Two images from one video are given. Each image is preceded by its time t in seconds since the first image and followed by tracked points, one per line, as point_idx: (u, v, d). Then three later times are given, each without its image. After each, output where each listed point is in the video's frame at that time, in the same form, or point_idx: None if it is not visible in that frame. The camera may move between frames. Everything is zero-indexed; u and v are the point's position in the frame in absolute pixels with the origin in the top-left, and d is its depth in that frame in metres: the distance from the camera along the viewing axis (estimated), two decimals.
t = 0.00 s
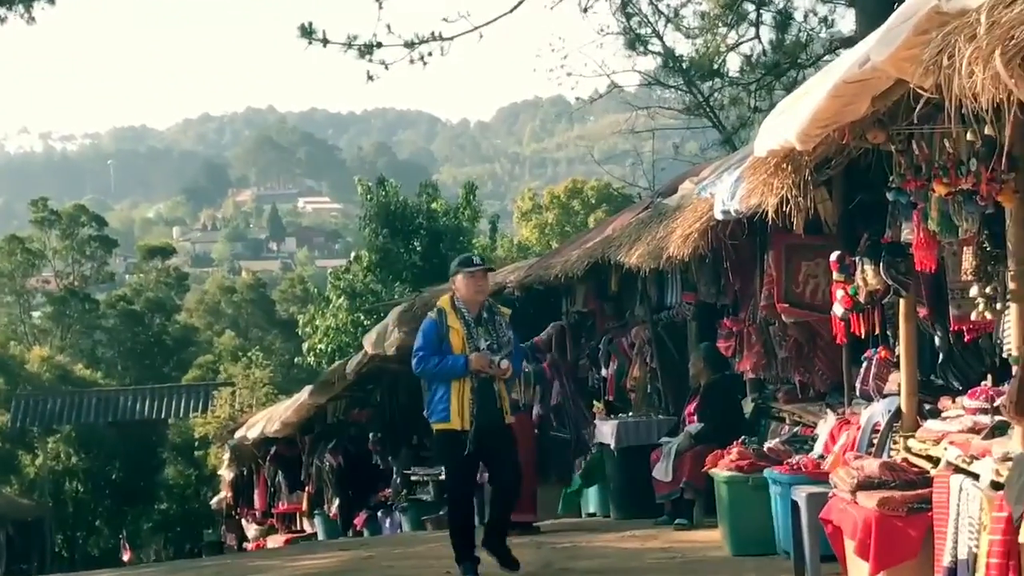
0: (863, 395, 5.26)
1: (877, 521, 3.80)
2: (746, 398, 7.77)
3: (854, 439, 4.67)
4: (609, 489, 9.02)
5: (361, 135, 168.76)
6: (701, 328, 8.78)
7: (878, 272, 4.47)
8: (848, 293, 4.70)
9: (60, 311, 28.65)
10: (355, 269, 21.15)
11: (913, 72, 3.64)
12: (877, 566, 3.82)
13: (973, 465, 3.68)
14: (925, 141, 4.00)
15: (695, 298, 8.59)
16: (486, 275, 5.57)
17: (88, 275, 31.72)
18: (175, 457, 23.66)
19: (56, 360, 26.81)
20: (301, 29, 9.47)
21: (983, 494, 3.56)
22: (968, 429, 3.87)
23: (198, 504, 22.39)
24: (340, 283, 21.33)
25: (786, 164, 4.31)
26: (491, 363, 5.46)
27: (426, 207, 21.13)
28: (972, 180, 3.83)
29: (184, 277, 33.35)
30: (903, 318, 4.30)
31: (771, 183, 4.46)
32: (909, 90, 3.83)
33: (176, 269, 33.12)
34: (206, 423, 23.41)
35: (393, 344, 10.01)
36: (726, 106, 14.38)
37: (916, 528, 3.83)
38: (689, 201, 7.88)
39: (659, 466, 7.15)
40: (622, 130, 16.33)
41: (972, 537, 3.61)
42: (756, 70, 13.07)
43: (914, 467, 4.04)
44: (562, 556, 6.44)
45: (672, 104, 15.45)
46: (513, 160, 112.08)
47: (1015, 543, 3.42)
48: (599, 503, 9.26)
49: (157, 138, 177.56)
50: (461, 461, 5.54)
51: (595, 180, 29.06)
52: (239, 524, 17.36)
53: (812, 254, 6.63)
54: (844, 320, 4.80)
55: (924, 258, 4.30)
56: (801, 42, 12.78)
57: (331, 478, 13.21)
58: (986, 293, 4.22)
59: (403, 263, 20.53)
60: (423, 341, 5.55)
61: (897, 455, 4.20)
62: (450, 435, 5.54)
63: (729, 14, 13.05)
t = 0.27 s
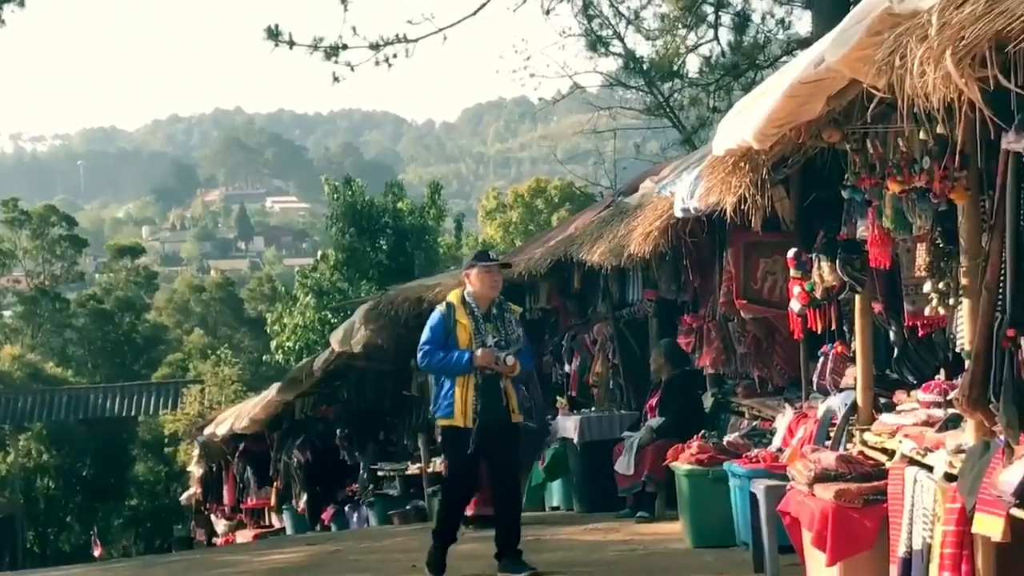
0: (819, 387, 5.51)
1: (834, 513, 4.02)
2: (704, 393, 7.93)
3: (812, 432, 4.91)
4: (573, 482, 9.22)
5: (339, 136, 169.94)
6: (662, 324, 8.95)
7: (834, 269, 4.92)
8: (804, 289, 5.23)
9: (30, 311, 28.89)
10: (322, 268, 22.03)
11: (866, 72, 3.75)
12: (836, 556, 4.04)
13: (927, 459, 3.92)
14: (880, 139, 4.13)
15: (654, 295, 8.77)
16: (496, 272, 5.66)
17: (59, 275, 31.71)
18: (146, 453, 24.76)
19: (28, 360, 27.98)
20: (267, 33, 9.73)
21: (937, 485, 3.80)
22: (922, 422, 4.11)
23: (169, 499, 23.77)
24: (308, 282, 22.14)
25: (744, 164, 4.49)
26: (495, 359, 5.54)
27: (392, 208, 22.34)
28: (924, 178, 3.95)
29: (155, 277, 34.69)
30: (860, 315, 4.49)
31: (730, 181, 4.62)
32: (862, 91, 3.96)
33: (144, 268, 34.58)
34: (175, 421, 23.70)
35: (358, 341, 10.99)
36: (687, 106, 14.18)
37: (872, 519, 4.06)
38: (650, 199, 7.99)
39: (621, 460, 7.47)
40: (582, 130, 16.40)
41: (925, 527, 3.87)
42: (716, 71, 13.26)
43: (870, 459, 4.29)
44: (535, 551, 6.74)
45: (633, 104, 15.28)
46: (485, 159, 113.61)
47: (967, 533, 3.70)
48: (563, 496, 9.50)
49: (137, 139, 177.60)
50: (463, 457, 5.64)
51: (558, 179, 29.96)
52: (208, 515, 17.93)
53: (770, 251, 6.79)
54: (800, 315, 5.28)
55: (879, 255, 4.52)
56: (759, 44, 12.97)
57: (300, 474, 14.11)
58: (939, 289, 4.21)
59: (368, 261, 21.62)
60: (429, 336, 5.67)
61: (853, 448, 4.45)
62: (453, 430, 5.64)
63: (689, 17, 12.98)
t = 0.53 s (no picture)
0: (779, 376, 5.93)
1: (792, 494, 4.39)
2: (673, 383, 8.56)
3: (773, 419, 5.30)
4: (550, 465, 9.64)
5: (331, 142, 171.80)
6: (634, 319, 9.46)
7: (793, 268, 5.31)
8: (766, 286, 5.68)
9: (45, 305, 30.84)
10: (318, 266, 23.11)
11: (822, 83, 4.06)
12: (793, 533, 4.41)
13: (878, 442, 4.31)
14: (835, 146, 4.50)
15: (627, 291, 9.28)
16: (496, 264, 5.72)
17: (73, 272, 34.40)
18: (153, 439, 25.86)
19: (43, 351, 28.85)
20: (267, 46, 10.21)
21: (891, 469, 4.15)
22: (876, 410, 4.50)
23: (175, 481, 25.08)
24: (304, 280, 23.12)
25: (709, 169, 4.90)
26: (499, 350, 5.58)
27: (383, 211, 23.50)
28: (877, 182, 4.30)
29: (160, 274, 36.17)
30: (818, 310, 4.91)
31: (696, 185, 5.05)
32: (819, 102, 4.31)
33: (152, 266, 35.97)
34: (179, 408, 24.71)
35: (351, 334, 11.60)
36: (657, 115, 15.26)
37: (827, 499, 4.44)
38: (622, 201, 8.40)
39: (596, 444, 7.93)
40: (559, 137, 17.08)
41: (877, 508, 4.20)
42: (685, 83, 13.96)
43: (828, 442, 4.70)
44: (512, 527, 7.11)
45: (607, 113, 16.18)
46: (477, 161, 115.07)
47: (917, 514, 4.01)
48: (540, 479, 9.90)
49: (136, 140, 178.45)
50: (471, 447, 5.61)
51: (538, 183, 31.17)
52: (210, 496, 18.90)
53: (733, 250, 7.17)
54: (762, 310, 5.73)
55: (834, 253, 4.89)
56: (724, 58, 13.67)
57: (295, 457, 15.03)
58: (890, 284, 4.61)
59: (361, 260, 22.74)
60: (434, 330, 5.72)
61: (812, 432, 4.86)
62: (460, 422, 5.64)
63: (660, 32, 13.74)
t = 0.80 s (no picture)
0: (747, 368, 6.36)
1: (759, 480, 4.73)
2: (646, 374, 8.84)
3: (741, 407, 5.67)
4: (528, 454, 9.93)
5: (323, 145, 173.01)
6: (608, 314, 9.58)
7: (761, 265, 5.59)
8: (735, 282, 6.06)
9: (46, 302, 31.82)
10: (307, 263, 23.66)
11: (787, 89, 4.28)
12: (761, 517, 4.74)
13: (841, 431, 4.58)
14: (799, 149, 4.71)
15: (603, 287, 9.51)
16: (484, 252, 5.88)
17: (71, 269, 35.74)
18: (151, 429, 26.19)
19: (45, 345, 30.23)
20: (257, 54, 10.37)
21: (853, 457, 4.44)
22: (837, 399, 4.83)
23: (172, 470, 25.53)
24: (294, 277, 23.67)
25: (679, 170, 5.16)
26: (496, 337, 5.76)
27: (370, 210, 23.99)
28: (838, 184, 4.52)
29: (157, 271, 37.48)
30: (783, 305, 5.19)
31: (668, 186, 5.32)
32: (783, 107, 4.54)
33: (148, 264, 37.30)
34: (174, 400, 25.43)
35: (339, 329, 12.29)
36: (632, 120, 16.00)
37: (792, 485, 4.76)
38: (599, 202, 8.91)
39: (574, 432, 8.29)
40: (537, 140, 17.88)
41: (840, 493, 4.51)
42: (658, 89, 14.44)
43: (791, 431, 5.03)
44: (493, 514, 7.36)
45: (584, 118, 16.95)
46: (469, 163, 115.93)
47: (878, 499, 4.29)
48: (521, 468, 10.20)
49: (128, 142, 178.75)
50: (468, 432, 5.74)
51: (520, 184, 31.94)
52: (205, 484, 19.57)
53: (704, 249, 7.72)
54: (730, 303, 6.15)
55: (799, 251, 5.17)
56: (695, 65, 13.98)
57: (286, 448, 15.64)
58: (852, 280, 4.86)
59: (349, 258, 23.31)
60: (427, 318, 5.79)
61: (777, 421, 5.20)
62: (457, 408, 5.75)
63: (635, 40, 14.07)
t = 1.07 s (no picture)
0: (725, 359, 6.63)
1: (737, 470, 4.90)
2: (627, 366, 9.15)
3: (718, 399, 5.91)
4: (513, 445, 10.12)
5: (315, 142, 173.63)
6: (591, 308, 9.67)
7: (737, 260, 6.03)
8: (713, 276, 6.44)
9: (43, 297, 32.39)
10: (297, 259, 23.91)
11: (761, 88, 4.44)
12: (738, 506, 4.94)
13: (816, 422, 4.75)
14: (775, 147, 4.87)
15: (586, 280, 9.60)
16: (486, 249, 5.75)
17: (67, 265, 35.82)
18: (145, 422, 26.83)
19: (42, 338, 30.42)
20: (248, 54, 10.48)
21: (828, 447, 4.61)
22: (813, 391, 5.02)
23: (166, 462, 26.20)
24: (286, 273, 23.96)
25: (658, 168, 5.31)
26: (485, 337, 5.63)
27: (358, 208, 24.25)
28: (813, 180, 4.65)
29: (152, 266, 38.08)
30: (759, 299, 5.35)
31: (647, 183, 5.48)
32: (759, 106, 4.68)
33: (143, 259, 37.66)
34: (169, 393, 26.05)
35: (328, 323, 12.75)
36: (614, 119, 16.43)
37: (769, 475, 4.93)
38: (581, 199, 9.04)
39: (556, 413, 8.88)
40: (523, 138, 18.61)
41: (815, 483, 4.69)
42: (639, 89, 15.05)
43: (767, 422, 5.19)
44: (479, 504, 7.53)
45: (567, 117, 17.17)
46: (462, 162, 116.78)
47: (851, 487, 4.46)
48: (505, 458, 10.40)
49: (120, 139, 179.21)
50: (456, 428, 5.75)
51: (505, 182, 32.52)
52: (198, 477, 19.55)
53: (684, 244, 7.88)
54: (708, 298, 6.47)
55: (774, 246, 5.37)
56: (675, 65, 14.59)
57: (277, 438, 15.93)
58: (826, 275, 5.02)
59: (339, 254, 23.51)
60: (423, 313, 5.80)
61: (755, 412, 5.37)
62: (447, 404, 5.74)
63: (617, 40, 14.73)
